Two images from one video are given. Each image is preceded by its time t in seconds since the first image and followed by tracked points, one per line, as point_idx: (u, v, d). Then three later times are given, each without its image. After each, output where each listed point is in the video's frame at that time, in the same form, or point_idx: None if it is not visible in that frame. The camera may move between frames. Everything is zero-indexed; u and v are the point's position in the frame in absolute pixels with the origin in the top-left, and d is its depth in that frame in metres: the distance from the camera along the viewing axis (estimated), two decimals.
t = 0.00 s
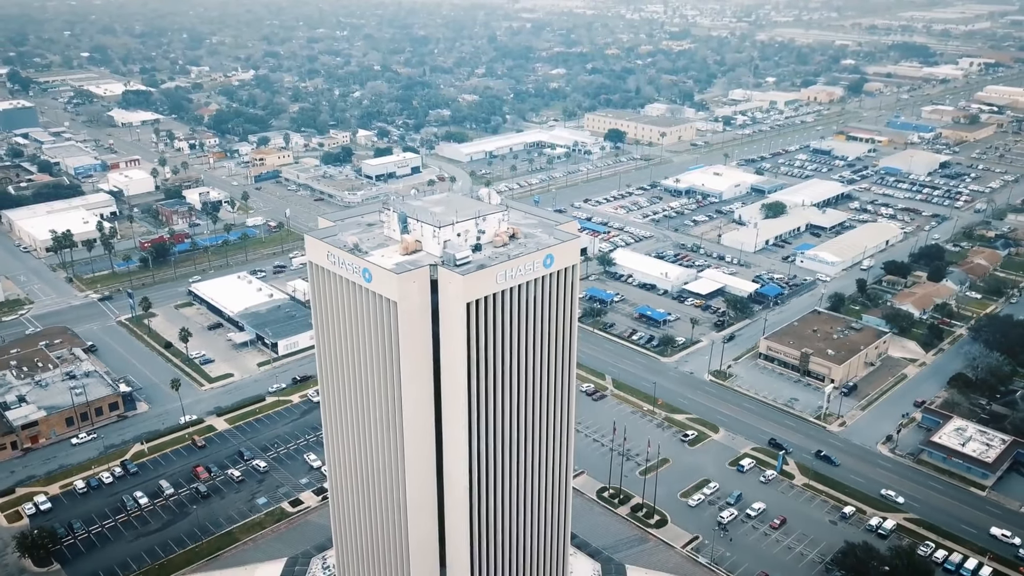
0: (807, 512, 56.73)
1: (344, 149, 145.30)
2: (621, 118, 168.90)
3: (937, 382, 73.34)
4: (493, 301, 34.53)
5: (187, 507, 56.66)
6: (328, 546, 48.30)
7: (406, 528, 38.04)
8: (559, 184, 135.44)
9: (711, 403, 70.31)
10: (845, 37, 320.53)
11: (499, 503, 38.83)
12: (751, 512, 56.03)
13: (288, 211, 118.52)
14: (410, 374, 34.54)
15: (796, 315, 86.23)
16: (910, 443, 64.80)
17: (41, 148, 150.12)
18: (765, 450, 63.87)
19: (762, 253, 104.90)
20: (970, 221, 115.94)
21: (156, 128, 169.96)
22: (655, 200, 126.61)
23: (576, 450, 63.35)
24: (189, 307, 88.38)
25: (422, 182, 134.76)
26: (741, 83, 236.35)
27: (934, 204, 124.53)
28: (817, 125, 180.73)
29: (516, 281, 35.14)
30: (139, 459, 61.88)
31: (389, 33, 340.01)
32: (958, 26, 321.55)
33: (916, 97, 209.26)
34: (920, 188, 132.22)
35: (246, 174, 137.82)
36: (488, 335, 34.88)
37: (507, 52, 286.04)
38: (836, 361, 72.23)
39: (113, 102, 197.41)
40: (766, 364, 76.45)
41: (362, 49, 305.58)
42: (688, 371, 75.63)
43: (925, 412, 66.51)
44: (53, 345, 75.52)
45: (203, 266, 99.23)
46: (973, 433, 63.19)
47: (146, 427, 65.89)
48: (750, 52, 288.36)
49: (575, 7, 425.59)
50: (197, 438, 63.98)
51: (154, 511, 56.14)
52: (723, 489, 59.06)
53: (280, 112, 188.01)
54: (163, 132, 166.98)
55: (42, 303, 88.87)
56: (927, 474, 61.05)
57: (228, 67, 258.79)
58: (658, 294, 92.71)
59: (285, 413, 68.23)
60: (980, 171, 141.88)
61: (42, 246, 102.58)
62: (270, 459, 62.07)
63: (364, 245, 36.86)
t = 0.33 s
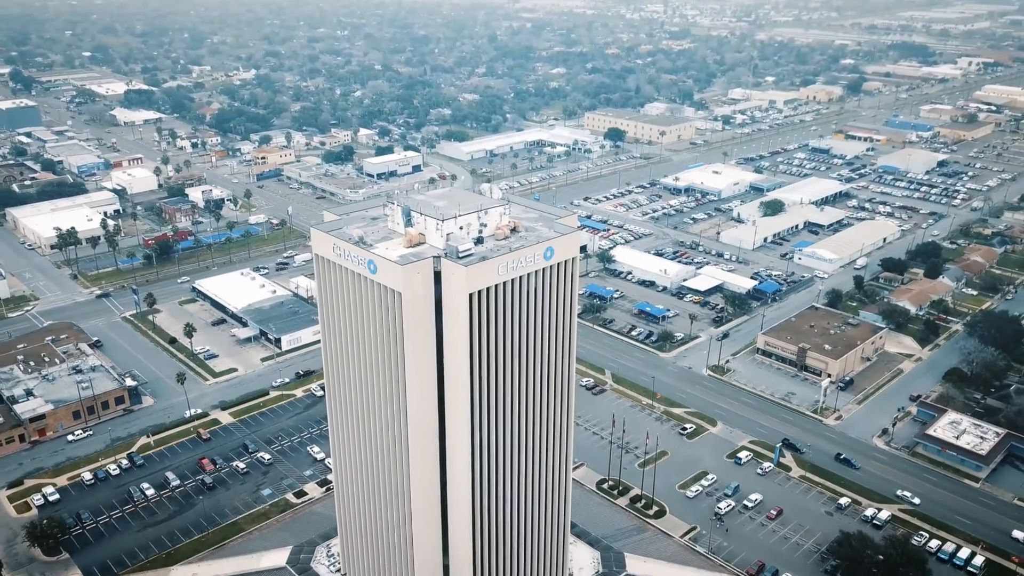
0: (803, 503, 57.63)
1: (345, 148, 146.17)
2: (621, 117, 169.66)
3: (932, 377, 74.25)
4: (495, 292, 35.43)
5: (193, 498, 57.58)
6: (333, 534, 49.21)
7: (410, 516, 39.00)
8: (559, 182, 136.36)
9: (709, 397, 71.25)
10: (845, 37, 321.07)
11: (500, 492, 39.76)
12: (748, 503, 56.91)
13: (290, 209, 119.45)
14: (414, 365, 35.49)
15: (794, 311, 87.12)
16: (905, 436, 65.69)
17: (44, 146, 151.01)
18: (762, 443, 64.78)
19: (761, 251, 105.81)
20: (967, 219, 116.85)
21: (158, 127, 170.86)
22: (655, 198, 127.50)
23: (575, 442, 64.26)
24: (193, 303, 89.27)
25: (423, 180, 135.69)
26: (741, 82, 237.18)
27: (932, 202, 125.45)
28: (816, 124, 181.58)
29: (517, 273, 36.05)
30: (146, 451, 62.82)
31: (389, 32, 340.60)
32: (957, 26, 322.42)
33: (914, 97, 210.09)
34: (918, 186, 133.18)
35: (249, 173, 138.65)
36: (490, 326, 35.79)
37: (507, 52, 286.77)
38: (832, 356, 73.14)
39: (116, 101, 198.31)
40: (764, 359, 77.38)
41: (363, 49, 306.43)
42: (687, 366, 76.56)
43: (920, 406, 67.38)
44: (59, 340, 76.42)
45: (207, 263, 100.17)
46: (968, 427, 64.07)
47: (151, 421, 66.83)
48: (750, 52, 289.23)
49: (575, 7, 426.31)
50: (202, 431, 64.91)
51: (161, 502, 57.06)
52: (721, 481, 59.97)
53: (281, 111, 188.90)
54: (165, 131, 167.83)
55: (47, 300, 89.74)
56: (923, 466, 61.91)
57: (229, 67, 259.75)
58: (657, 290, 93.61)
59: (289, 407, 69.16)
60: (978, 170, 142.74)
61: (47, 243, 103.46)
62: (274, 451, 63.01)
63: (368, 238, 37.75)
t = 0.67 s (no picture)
0: (800, 495, 58.47)
1: (347, 146, 147.06)
2: (621, 116, 170.52)
3: (928, 372, 75.19)
4: (496, 283, 36.33)
5: (199, 489, 58.48)
6: (337, 523, 50.03)
7: (414, 504, 39.96)
8: (559, 181, 137.28)
9: (708, 392, 72.13)
10: (844, 36, 321.94)
11: (501, 481, 40.68)
12: (745, 495, 57.81)
13: (293, 207, 120.42)
14: (418, 355, 36.45)
15: (791, 308, 88.06)
16: (901, 429, 66.59)
17: (48, 146, 151.85)
18: (759, 436, 65.66)
19: (759, 248, 106.73)
20: (965, 217, 117.76)
21: (160, 126, 171.79)
22: (654, 196, 128.47)
23: (575, 435, 65.15)
24: (197, 300, 90.20)
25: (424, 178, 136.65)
26: (740, 82, 238.07)
27: (929, 201, 126.46)
28: (815, 123, 182.58)
29: (518, 265, 36.96)
30: (151, 444, 63.73)
31: (390, 32, 341.59)
32: (956, 26, 323.33)
33: (913, 96, 210.99)
34: (915, 184, 134.13)
35: (251, 171, 139.57)
36: (492, 317, 36.72)
37: (507, 52, 287.66)
38: (829, 351, 74.06)
39: (118, 101, 199.29)
40: (761, 355, 78.31)
41: (364, 49, 307.67)
42: (685, 361, 77.50)
43: (916, 400, 68.24)
44: (65, 336, 77.30)
45: (211, 261, 101.12)
46: (962, 420, 64.95)
47: (157, 415, 67.74)
48: (749, 51, 290.22)
49: (576, 7, 427.36)
50: (207, 424, 65.81)
51: (167, 494, 57.97)
52: (718, 473, 60.87)
53: (282, 110, 189.88)
54: (168, 130, 168.73)
55: (52, 296, 90.64)
56: (918, 459, 62.83)
57: (230, 66, 260.79)
58: (656, 287, 94.53)
59: (292, 401, 70.07)
60: (975, 169, 143.66)
61: (52, 241, 104.38)
62: (278, 444, 63.92)
63: (373, 232, 38.68)
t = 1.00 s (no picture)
0: (797, 487, 59.33)
1: (348, 145, 147.87)
2: (621, 115, 171.42)
3: (924, 367, 76.08)
4: (498, 275, 37.20)
5: (204, 481, 59.39)
6: (341, 513, 50.94)
7: (418, 491, 40.83)
8: (559, 179, 138.18)
9: (706, 387, 73.02)
10: (843, 37, 322.71)
11: (502, 470, 41.58)
12: (742, 487, 58.68)
13: (295, 205, 121.35)
14: (422, 346, 37.26)
15: (789, 304, 88.96)
16: (896, 423, 67.49)
17: (51, 145, 152.70)
18: (756, 430, 66.52)
19: (757, 246, 107.66)
20: (962, 216, 118.66)
21: (163, 125, 172.67)
22: (654, 194, 129.40)
23: (575, 429, 66.06)
24: (201, 296, 91.13)
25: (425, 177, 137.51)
26: (739, 81, 238.88)
27: (927, 199, 127.37)
28: (814, 122, 183.49)
29: (520, 257, 37.83)
30: (157, 437, 64.65)
31: (390, 32, 342.61)
32: (955, 26, 324.16)
33: (912, 96, 211.77)
34: (913, 183, 135.00)
35: (253, 170, 140.48)
36: (493, 308, 37.58)
37: (507, 51, 288.59)
38: (826, 346, 74.94)
39: (120, 100, 200.23)
40: (759, 350, 79.22)
41: (364, 48, 308.69)
42: (684, 357, 78.40)
43: (911, 394, 69.10)
44: (71, 331, 78.19)
45: (214, 258, 102.06)
46: (957, 414, 65.84)
47: (162, 408, 68.66)
48: (749, 51, 291.05)
49: (576, 7, 428.30)
50: (212, 418, 66.72)
51: (173, 485, 58.89)
52: (716, 465, 61.77)
53: (284, 110, 190.81)
54: (170, 129, 169.64)
55: (57, 293, 91.55)
56: (913, 452, 63.71)
57: (232, 66, 261.75)
58: (655, 284, 95.46)
59: (296, 395, 70.98)
60: (973, 168, 144.56)
61: (57, 238, 105.31)
62: (282, 437, 64.84)
63: (377, 225, 39.57)
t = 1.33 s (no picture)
0: (794, 479, 60.24)
1: (350, 144, 148.75)
2: (620, 114, 172.32)
3: (920, 362, 76.97)
4: (500, 267, 38.09)
5: (210, 473, 60.31)
6: (345, 503, 51.88)
7: (421, 479, 41.73)
8: (560, 178, 139.15)
9: (704, 381, 73.92)
10: (842, 36, 323.49)
11: (502, 459, 42.43)
12: (740, 479, 59.59)
13: (297, 203, 122.29)
14: (425, 336, 38.16)
15: (787, 301, 89.89)
16: (891, 416, 68.41)
17: (54, 143, 153.56)
18: (753, 423, 67.44)
19: (755, 243, 108.61)
20: (959, 214, 119.56)
21: (165, 124, 173.50)
22: (653, 193, 130.40)
23: (574, 423, 66.97)
24: (204, 293, 92.03)
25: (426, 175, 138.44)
26: (739, 81, 239.74)
27: (924, 197, 128.33)
28: (812, 122, 184.43)
29: (520, 250, 38.71)
30: (163, 430, 65.58)
31: (391, 32, 343.70)
32: (954, 26, 325.02)
33: (910, 95, 212.65)
34: (911, 181, 135.89)
35: (255, 168, 141.41)
36: (495, 299, 38.45)
37: (508, 51, 289.65)
38: (823, 341, 75.84)
39: (122, 99, 201.18)
40: (757, 345, 80.11)
41: (365, 48, 309.62)
42: (683, 352, 79.32)
43: (906, 388, 70.00)
44: (76, 326, 79.10)
45: (217, 255, 102.99)
46: (951, 408, 66.76)
47: (167, 402, 69.59)
48: (748, 51, 291.94)
49: (577, 7, 429.51)
50: (217, 411, 67.64)
51: (179, 477, 59.83)
52: (714, 458, 62.67)
53: (286, 108, 191.75)
54: (173, 128, 170.57)
55: (62, 290, 92.41)
56: (908, 445, 64.63)
57: (233, 65, 262.78)
58: (654, 281, 96.41)
59: (299, 390, 71.90)
60: (970, 166, 145.52)
61: (61, 236, 106.20)
62: (286, 430, 65.75)
63: (381, 219, 40.46)
